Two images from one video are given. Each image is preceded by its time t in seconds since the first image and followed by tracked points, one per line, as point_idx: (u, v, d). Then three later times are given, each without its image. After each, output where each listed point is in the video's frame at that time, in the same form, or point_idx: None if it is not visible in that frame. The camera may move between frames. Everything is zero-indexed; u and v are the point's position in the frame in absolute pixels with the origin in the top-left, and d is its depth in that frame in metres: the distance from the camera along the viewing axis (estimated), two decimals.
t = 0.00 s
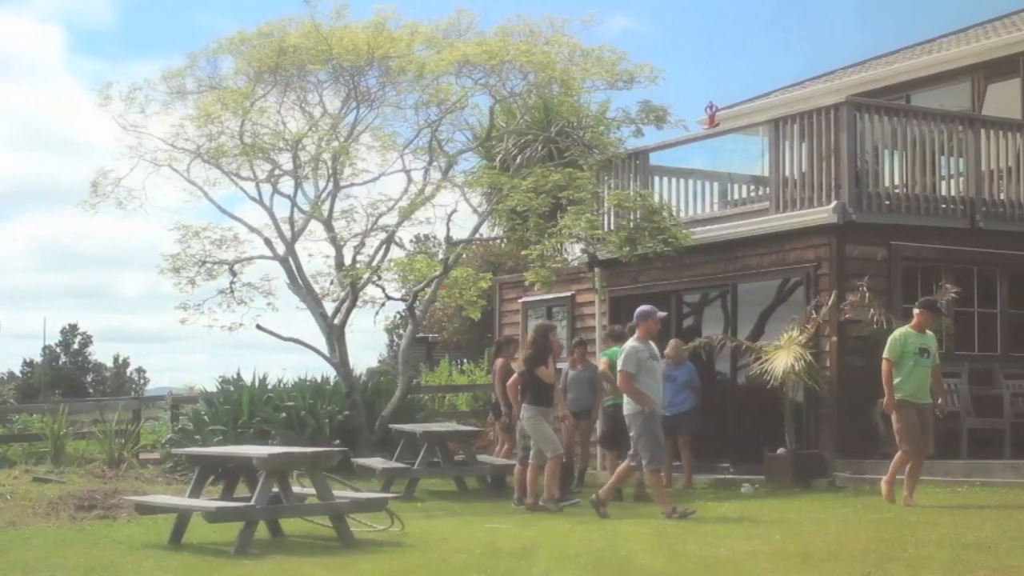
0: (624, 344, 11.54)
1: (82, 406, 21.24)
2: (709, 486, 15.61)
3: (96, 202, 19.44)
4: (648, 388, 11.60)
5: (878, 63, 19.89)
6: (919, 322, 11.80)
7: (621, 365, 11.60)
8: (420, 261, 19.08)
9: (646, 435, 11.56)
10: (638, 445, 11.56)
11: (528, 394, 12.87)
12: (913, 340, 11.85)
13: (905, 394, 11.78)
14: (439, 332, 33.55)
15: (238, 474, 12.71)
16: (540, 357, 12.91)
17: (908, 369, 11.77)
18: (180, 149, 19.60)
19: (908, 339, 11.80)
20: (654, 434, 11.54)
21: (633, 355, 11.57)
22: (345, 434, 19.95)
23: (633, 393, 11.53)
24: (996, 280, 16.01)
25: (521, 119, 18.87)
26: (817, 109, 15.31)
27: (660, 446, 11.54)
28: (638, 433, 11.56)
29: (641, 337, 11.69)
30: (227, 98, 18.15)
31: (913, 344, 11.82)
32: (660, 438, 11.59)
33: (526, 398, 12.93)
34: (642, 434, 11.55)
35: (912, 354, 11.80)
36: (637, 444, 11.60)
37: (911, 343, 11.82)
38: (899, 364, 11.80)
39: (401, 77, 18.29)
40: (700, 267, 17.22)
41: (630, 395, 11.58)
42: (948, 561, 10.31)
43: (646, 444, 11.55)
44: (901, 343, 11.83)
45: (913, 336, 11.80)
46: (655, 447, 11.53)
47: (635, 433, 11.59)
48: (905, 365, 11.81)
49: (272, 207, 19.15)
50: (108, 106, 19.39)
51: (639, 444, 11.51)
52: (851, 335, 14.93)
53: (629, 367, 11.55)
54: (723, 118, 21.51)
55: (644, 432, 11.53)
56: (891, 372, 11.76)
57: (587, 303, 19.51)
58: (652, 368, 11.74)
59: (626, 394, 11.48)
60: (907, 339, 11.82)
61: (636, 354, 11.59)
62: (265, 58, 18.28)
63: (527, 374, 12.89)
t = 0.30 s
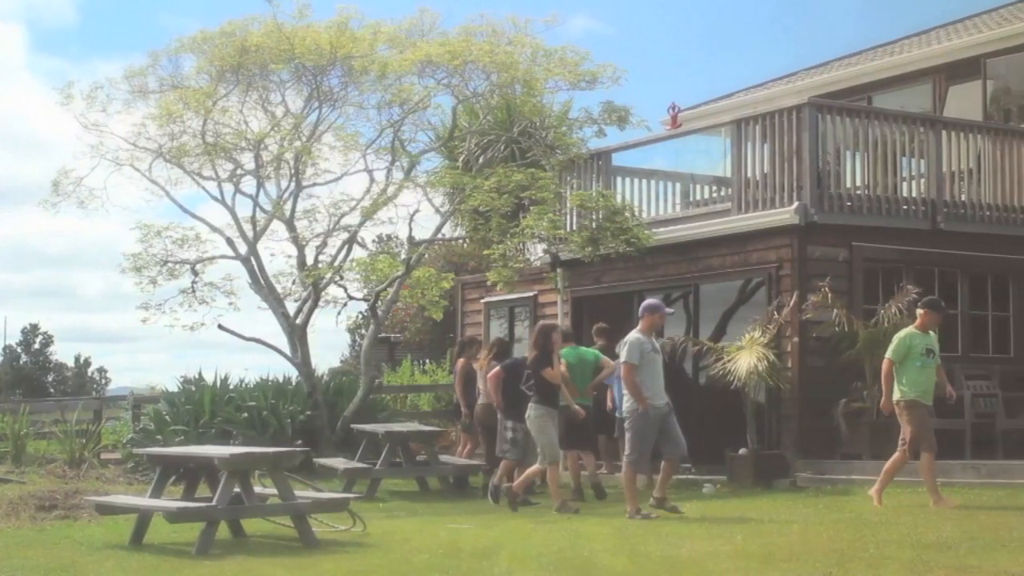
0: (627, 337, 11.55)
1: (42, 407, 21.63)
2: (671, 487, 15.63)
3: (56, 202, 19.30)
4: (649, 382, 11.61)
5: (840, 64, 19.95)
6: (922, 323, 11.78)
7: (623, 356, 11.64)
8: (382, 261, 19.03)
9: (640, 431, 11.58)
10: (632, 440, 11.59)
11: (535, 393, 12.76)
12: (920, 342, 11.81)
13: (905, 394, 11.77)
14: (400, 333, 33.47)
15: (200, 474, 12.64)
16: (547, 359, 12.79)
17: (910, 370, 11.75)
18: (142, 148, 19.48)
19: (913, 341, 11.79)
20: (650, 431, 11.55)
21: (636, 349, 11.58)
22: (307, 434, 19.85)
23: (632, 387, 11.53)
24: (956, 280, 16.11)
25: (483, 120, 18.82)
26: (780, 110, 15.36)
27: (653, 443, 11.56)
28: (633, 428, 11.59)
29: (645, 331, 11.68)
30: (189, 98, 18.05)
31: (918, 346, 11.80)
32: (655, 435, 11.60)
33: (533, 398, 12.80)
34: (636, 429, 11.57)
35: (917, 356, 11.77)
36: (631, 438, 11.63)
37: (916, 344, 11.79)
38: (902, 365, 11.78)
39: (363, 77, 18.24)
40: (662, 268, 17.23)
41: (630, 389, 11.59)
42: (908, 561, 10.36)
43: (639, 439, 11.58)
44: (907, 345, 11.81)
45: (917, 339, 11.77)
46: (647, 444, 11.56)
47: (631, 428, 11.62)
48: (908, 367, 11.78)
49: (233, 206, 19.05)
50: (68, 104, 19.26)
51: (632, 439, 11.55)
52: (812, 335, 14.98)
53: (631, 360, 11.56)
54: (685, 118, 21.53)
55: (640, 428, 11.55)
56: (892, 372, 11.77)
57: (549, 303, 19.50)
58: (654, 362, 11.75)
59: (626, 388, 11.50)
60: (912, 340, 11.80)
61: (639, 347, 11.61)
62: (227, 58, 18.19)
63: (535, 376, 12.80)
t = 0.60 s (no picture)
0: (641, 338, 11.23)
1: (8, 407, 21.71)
2: (636, 487, 15.64)
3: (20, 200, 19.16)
4: (660, 384, 11.37)
5: (805, 66, 20.01)
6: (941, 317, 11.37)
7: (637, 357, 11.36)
8: (348, 260, 18.97)
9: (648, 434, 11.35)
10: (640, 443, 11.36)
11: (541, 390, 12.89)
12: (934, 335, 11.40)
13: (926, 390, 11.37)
14: (365, 333, 33.38)
15: (165, 474, 12.56)
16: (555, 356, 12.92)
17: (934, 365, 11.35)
18: (107, 147, 19.36)
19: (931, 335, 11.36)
20: (658, 434, 11.33)
21: (649, 350, 11.30)
22: (272, 435, 19.77)
23: (644, 389, 11.28)
24: (921, 282, 16.24)
25: (449, 120, 18.76)
26: (745, 111, 15.38)
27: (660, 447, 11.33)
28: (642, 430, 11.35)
29: (659, 332, 11.44)
30: (155, 97, 17.94)
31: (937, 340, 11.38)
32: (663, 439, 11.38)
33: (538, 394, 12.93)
34: (645, 433, 11.33)
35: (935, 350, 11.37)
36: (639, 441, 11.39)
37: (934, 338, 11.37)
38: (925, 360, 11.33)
39: (330, 76, 18.20)
40: (627, 268, 17.18)
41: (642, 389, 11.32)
42: (873, 561, 10.38)
43: (647, 443, 11.35)
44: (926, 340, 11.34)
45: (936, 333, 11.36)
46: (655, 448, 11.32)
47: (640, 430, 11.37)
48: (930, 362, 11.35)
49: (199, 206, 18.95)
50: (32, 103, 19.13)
51: (640, 444, 11.31)
52: (778, 336, 15.00)
53: (644, 361, 11.29)
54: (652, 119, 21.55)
55: (649, 431, 11.31)
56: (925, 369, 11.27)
57: (515, 303, 19.48)
58: (666, 363, 11.49)
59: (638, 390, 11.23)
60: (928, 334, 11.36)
61: (653, 348, 11.31)
62: (193, 57, 18.10)
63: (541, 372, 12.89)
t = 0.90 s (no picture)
0: (643, 334, 11.19)
1: None
2: (599, 488, 15.65)
3: None
4: (670, 376, 11.34)
5: (767, 67, 20.04)
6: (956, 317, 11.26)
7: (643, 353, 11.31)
8: (310, 260, 18.88)
9: (669, 424, 11.30)
10: (662, 435, 11.30)
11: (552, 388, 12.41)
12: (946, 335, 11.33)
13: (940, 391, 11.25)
14: (328, 334, 33.24)
15: (126, 474, 12.46)
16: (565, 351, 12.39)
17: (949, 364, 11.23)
18: (68, 145, 19.22)
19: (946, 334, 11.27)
20: (678, 423, 11.28)
21: (654, 344, 11.26)
22: (233, 435, 19.52)
23: (654, 383, 11.24)
24: (882, 284, 16.29)
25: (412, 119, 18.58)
26: (707, 111, 15.39)
27: (684, 434, 11.26)
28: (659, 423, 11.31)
29: (664, 325, 11.41)
30: (116, 96, 17.80)
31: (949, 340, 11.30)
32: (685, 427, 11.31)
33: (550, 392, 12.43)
34: (664, 424, 11.28)
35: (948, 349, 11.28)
36: (660, 433, 11.34)
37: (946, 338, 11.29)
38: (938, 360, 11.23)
39: (292, 76, 18.12)
40: (590, 269, 17.20)
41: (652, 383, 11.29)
42: (834, 561, 10.39)
43: (671, 433, 11.27)
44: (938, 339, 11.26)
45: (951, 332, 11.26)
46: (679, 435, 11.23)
47: (659, 423, 11.32)
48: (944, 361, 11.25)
49: (160, 205, 18.82)
50: None
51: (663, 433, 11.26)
52: (739, 336, 15.04)
53: (650, 355, 11.25)
54: (614, 119, 21.52)
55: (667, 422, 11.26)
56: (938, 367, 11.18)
57: (477, 303, 19.42)
58: (673, 356, 11.47)
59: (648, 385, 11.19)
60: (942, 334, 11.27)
61: (657, 343, 11.28)
62: (155, 56, 17.99)
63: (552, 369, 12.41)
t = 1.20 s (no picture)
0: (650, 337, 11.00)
1: None
2: (559, 488, 15.65)
3: None
4: (682, 381, 11.09)
5: (729, 68, 20.06)
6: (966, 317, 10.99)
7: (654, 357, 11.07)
8: (271, 260, 18.87)
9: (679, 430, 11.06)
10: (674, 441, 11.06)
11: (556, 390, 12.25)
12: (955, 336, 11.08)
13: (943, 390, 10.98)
14: (288, 334, 33.06)
15: (84, 474, 12.36)
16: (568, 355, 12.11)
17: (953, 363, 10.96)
18: (26, 144, 19.05)
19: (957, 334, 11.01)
20: (692, 429, 11.02)
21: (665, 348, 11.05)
22: (193, 435, 19.38)
23: (666, 387, 11.01)
24: (841, 284, 16.35)
25: (373, 119, 18.43)
26: (667, 112, 15.39)
27: (696, 440, 11.00)
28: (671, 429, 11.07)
29: (673, 330, 11.17)
30: (75, 94, 17.66)
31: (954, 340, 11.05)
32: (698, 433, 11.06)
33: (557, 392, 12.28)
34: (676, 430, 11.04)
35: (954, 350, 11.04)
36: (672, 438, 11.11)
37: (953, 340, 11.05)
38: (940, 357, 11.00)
39: (253, 75, 18.02)
40: (549, 269, 17.17)
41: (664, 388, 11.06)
42: (793, 561, 10.41)
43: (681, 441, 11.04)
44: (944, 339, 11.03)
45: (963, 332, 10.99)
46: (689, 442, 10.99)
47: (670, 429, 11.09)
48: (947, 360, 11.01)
49: (119, 204, 18.68)
50: None
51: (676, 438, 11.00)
52: (699, 336, 15.05)
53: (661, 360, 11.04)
54: (576, 120, 21.49)
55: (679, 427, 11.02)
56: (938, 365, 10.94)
57: (437, 303, 19.36)
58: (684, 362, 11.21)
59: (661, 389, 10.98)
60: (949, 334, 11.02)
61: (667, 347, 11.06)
62: (115, 54, 17.86)
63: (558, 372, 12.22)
